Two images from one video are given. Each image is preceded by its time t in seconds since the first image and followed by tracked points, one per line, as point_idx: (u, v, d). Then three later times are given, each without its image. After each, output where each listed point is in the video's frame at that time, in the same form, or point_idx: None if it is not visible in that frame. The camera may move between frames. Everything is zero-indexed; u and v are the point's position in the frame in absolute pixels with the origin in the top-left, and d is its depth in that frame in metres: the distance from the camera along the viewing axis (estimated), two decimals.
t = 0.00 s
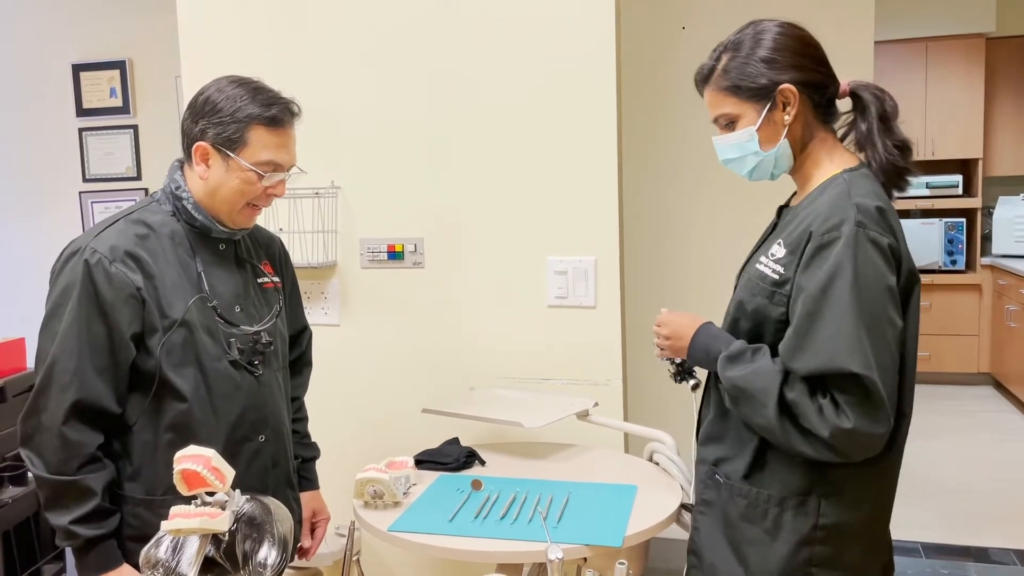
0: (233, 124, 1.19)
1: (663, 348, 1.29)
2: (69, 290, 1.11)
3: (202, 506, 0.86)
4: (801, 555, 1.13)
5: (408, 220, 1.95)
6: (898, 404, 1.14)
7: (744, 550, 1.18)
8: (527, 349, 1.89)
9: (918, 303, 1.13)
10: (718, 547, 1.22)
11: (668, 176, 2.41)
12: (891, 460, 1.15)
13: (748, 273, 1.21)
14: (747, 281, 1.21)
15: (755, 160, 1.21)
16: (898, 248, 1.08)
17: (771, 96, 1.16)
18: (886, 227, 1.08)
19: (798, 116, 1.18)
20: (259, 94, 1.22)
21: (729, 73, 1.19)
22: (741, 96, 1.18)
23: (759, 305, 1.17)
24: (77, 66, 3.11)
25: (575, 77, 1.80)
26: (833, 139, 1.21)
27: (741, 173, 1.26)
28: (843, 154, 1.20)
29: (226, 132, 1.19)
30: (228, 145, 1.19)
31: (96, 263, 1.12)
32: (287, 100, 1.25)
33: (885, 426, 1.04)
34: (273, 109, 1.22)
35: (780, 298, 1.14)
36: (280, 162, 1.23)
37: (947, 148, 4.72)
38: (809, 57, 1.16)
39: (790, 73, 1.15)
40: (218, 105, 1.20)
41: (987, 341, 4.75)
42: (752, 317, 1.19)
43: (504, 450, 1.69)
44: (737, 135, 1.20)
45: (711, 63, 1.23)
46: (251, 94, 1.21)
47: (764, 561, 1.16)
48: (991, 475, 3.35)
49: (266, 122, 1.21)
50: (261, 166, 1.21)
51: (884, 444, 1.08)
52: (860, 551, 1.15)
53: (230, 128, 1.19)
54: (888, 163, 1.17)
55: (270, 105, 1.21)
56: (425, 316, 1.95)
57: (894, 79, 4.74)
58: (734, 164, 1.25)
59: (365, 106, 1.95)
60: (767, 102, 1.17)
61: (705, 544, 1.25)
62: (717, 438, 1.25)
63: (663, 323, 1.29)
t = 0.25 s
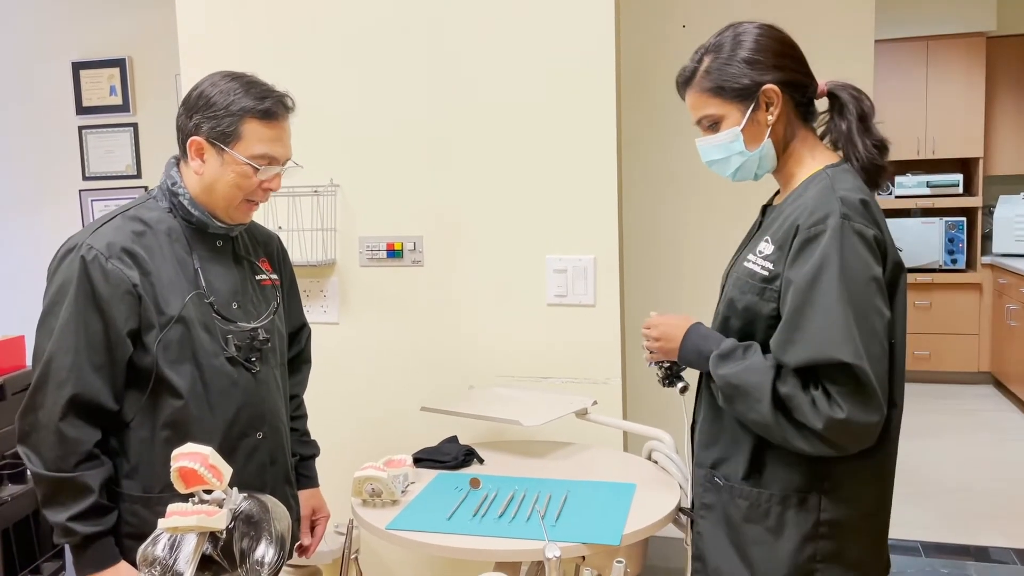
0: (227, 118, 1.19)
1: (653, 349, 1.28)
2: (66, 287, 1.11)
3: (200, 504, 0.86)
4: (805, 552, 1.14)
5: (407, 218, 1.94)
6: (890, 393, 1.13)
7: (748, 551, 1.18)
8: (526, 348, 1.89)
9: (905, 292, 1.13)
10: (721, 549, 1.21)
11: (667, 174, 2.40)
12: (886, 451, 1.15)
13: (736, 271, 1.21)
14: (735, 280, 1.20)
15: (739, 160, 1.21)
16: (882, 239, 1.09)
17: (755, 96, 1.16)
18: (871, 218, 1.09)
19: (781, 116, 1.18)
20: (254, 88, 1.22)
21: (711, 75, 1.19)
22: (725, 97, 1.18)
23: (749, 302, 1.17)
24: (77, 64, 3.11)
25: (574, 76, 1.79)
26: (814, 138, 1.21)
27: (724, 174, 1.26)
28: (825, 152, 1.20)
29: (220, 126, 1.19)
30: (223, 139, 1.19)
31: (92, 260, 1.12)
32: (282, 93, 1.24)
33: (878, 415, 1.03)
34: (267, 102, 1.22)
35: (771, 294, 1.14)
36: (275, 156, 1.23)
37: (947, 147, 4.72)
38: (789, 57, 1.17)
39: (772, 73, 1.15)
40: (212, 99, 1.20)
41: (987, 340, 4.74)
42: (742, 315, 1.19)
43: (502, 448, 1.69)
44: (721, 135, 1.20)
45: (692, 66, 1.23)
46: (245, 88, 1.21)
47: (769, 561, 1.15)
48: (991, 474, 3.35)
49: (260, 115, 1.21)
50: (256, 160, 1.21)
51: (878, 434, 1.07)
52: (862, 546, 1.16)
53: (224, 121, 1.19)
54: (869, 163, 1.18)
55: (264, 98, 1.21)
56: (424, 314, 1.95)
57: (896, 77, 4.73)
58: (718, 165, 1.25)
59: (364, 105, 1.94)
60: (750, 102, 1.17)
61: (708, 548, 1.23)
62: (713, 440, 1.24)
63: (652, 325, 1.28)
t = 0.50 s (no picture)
0: (223, 114, 1.19)
1: (646, 352, 1.28)
2: (62, 285, 1.10)
3: (198, 502, 0.85)
4: (810, 553, 1.13)
5: (407, 216, 1.94)
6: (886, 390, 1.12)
7: (753, 553, 1.17)
8: (525, 346, 1.89)
9: (900, 290, 1.13)
10: (727, 551, 1.21)
11: (668, 173, 2.40)
12: (883, 450, 1.14)
13: (730, 273, 1.21)
14: (729, 281, 1.20)
15: (728, 162, 1.21)
16: (874, 237, 1.08)
17: (740, 99, 1.16)
18: (862, 216, 1.08)
19: (767, 117, 1.18)
20: (249, 84, 1.21)
21: (696, 79, 1.18)
22: (710, 100, 1.18)
23: (743, 304, 1.17)
24: (77, 61, 3.11)
25: (574, 75, 1.79)
26: (802, 135, 1.20)
27: (713, 177, 1.26)
28: (813, 150, 1.19)
29: (216, 123, 1.18)
30: (219, 136, 1.19)
31: (87, 258, 1.12)
32: (277, 89, 1.24)
33: (872, 413, 1.03)
34: (263, 98, 1.21)
35: (764, 295, 1.13)
36: (272, 151, 1.22)
37: (948, 146, 4.71)
38: (773, 59, 1.16)
39: (756, 76, 1.15)
40: (207, 96, 1.20)
41: (987, 339, 4.74)
42: (736, 317, 1.19)
43: (501, 447, 1.69)
44: (709, 138, 1.20)
45: (677, 69, 1.23)
46: (240, 84, 1.21)
47: (775, 563, 1.15)
48: (991, 474, 3.35)
49: (255, 111, 1.20)
50: (252, 156, 1.21)
51: (873, 432, 1.07)
52: (868, 545, 1.15)
53: (220, 118, 1.18)
54: (857, 160, 1.17)
55: (260, 94, 1.21)
56: (423, 313, 1.95)
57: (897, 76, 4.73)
58: (706, 168, 1.25)
59: (364, 103, 1.94)
60: (736, 105, 1.16)
61: (715, 551, 1.23)
62: (714, 443, 1.24)
63: (646, 328, 1.28)
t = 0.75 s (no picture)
0: (221, 111, 1.18)
1: (648, 353, 1.28)
2: (60, 283, 1.10)
3: (198, 500, 0.85)
4: (814, 553, 1.13)
5: (407, 215, 1.94)
6: (887, 391, 1.12)
7: (760, 553, 1.17)
8: (525, 346, 1.89)
9: (901, 292, 1.13)
10: (734, 551, 1.20)
11: (668, 172, 2.40)
12: (885, 450, 1.14)
13: (732, 274, 1.21)
14: (730, 283, 1.20)
15: (730, 164, 1.21)
16: (875, 239, 1.08)
17: (742, 102, 1.16)
18: (863, 218, 1.08)
19: (768, 120, 1.18)
20: (246, 81, 1.21)
21: (697, 82, 1.18)
22: (712, 103, 1.17)
23: (745, 305, 1.17)
24: (77, 59, 3.10)
25: (574, 74, 1.79)
26: (804, 137, 1.20)
27: (715, 179, 1.26)
28: (816, 152, 1.20)
29: (213, 120, 1.18)
30: (216, 133, 1.19)
31: (85, 256, 1.11)
32: (274, 85, 1.24)
33: (873, 415, 1.03)
34: (260, 95, 1.21)
35: (766, 297, 1.13)
36: (269, 148, 1.22)
37: (949, 146, 4.71)
38: (775, 61, 1.16)
39: (758, 78, 1.15)
40: (204, 93, 1.20)
41: (988, 339, 4.74)
42: (738, 318, 1.19)
43: (501, 446, 1.69)
44: (710, 141, 1.20)
45: (679, 72, 1.22)
46: (237, 81, 1.21)
47: (781, 563, 1.15)
48: (990, 473, 3.35)
49: (252, 108, 1.20)
50: (251, 153, 1.20)
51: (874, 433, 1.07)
52: (873, 546, 1.15)
53: (218, 115, 1.18)
54: (859, 163, 1.17)
55: (257, 91, 1.21)
56: (423, 311, 1.95)
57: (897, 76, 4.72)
58: (708, 170, 1.25)
59: (363, 102, 1.94)
60: (738, 108, 1.16)
61: (721, 551, 1.22)
62: (717, 444, 1.24)
63: (649, 329, 1.28)
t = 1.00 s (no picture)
0: (222, 108, 1.18)
1: (658, 348, 1.28)
2: (61, 280, 1.10)
3: (199, 497, 0.85)
4: (816, 549, 1.13)
5: (409, 213, 1.94)
6: (895, 388, 1.12)
7: (758, 548, 1.17)
8: (527, 344, 1.88)
9: (910, 288, 1.12)
10: (733, 546, 1.20)
11: (669, 171, 2.39)
12: (893, 446, 1.14)
13: (742, 268, 1.20)
14: (740, 276, 1.20)
15: (744, 159, 1.21)
16: (886, 234, 1.08)
17: (761, 96, 1.16)
18: (875, 214, 1.08)
19: (786, 116, 1.18)
20: (247, 78, 1.21)
21: (718, 74, 1.18)
22: (731, 96, 1.17)
23: (755, 299, 1.16)
24: (78, 57, 3.10)
25: (577, 72, 1.78)
26: (819, 136, 1.20)
27: (728, 173, 1.26)
28: (830, 151, 1.20)
29: (214, 117, 1.18)
30: (217, 129, 1.18)
31: (86, 252, 1.11)
32: (275, 82, 1.24)
33: (882, 409, 1.03)
34: (261, 92, 1.21)
35: (777, 290, 1.13)
36: (271, 145, 1.22)
37: (951, 146, 4.70)
38: (795, 57, 1.16)
39: (779, 74, 1.14)
40: (205, 90, 1.19)
41: (988, 339, 4.73)
42: (748, 312, 1.18)
43: (503, 444, 1.69)
44: (727, 134, 1.20)
45: (699, 64, 1.22)
46: (238, 78, 1.20)
47: (782, 558, 1.15)
48: (991, 474, 3.34)
49: (254, 105, 1.20)
50: (252, 150, 1.20)
51: (882, 428, 1.07)
52: (877, 543, 1.15)
53: (219, 112, 1.18)
54: (875, 163, 1.16)
55: (258, 87, 1.21)
56: (424, 310, 1.95)
57: (899, 76, 4.72)
58: (722, 164, 1.25)
59: (366, 99, 1.94)
60: (756, 102, 1.16)
61: (718, 545, 1.22)
62: (722, 437, 1.24)
63: (659, 322, 1.28)
